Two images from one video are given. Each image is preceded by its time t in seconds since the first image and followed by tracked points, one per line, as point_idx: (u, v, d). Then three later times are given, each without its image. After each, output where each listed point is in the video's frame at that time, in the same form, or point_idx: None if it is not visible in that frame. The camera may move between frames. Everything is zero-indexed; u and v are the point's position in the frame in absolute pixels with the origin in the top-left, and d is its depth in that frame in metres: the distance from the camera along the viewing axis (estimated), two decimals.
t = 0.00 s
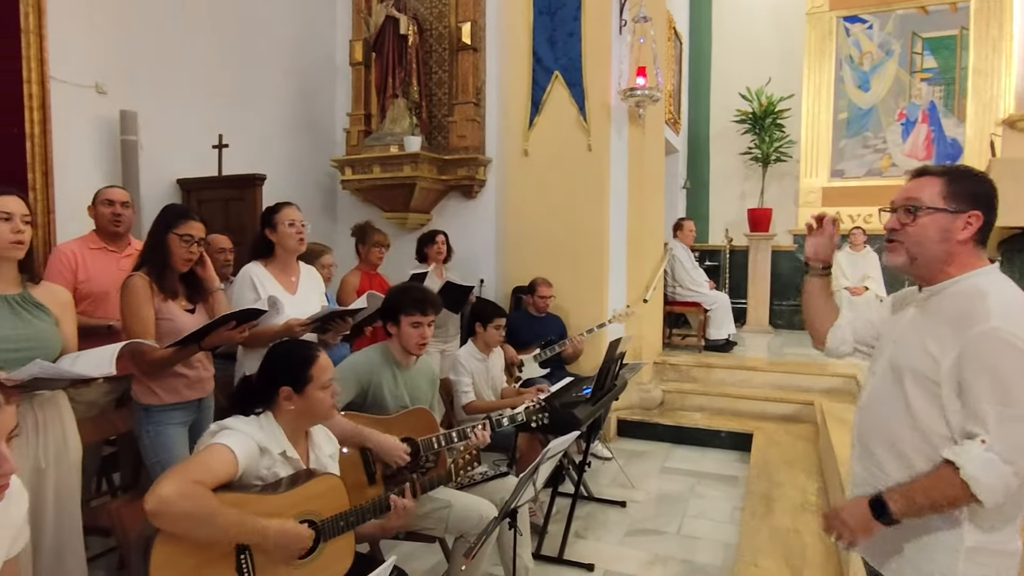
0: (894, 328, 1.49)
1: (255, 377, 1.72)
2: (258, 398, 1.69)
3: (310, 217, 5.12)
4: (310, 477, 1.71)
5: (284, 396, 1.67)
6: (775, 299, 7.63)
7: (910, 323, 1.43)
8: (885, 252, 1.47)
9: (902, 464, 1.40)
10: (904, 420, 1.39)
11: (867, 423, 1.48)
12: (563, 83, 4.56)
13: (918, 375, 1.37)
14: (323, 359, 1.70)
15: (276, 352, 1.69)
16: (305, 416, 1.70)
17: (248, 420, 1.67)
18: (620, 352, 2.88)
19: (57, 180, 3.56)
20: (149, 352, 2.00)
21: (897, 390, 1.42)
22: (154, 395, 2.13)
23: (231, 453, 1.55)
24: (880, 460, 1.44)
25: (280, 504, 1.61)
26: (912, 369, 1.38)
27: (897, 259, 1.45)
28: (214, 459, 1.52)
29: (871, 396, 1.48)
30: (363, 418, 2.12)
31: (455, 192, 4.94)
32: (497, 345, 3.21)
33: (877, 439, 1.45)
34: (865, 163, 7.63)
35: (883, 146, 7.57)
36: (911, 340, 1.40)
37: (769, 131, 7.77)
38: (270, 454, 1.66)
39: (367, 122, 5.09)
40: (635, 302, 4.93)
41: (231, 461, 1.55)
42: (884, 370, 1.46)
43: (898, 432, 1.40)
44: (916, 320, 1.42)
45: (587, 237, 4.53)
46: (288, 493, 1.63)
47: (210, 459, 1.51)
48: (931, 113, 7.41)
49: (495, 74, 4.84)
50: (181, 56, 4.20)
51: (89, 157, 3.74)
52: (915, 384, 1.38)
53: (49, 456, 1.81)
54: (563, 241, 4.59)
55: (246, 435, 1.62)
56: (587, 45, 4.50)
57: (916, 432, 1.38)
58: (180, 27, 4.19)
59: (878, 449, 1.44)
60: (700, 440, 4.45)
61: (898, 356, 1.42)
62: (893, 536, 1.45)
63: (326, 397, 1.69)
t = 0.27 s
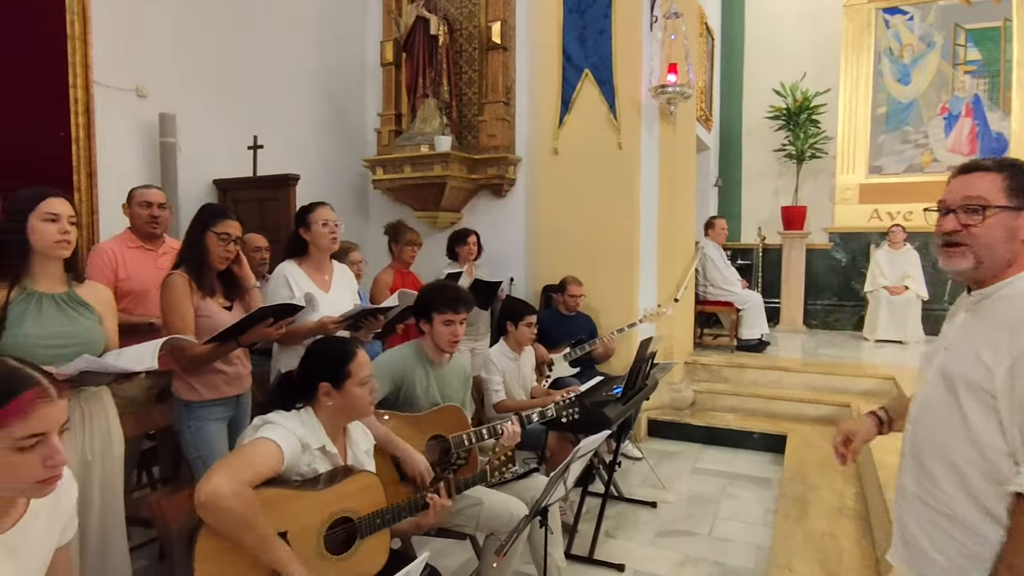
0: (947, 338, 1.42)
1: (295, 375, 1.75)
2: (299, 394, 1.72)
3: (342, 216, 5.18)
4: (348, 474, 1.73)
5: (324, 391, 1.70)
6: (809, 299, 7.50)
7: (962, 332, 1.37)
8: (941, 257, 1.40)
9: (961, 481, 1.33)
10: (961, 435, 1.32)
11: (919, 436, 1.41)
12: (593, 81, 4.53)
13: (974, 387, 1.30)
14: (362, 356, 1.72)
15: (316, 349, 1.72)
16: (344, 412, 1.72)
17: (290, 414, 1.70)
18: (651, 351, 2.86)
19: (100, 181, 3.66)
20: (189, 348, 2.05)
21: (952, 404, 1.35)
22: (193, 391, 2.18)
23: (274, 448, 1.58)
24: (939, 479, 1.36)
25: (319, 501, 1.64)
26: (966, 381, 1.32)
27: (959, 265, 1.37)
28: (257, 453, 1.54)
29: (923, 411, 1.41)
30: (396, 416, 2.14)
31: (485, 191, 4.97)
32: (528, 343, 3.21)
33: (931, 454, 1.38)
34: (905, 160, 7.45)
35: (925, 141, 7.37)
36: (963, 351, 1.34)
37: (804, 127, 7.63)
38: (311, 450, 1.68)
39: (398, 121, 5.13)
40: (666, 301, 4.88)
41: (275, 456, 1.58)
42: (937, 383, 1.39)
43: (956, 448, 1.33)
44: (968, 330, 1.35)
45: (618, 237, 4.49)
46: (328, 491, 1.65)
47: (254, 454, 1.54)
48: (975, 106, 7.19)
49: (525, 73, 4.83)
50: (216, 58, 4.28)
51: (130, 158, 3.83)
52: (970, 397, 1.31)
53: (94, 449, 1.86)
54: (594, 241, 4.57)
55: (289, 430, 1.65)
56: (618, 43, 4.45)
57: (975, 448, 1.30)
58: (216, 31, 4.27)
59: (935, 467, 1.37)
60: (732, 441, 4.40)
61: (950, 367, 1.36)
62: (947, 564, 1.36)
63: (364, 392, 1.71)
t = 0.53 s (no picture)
0: (992, 341, 1.38)
1: (323, 368, 1.78)
2: (327, 387, 1.75)
3: (370, 217, 5.23)
4: (376, 470, 1.75)
5: (347, 384, 1.71)
6: (841, 299, 7.37)
7: (1008, 335, 1.33)
8: (1001, 259, 1.35)
9: (1007, 489, 1.29)
10: (1007, 441, 1.29)
11: (964, 442, 1.37)
12: (620, 80, 4.50)
13: (1020, 391, 1.27)
14: (385, 350, 1.74)
15: (340, 344, 1.74)
16: (368, 406, 1.73)
17: (317, 409, 1.72)
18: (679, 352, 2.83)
19: (136, 182, 3.75)
20: (223, 344, 2.11)
21: (998, 408, 1.31)
22: (229, 389, 2.22)
23: (302, 441, 1.61)
24: (983, 485, 1.32)
25: (350, 496, 1.65)
26: (1013, 385, 1.28)
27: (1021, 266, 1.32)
28: (288, 445, 1.58)
29: (968, 416, 1.37)
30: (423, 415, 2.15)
31: (511, 191, 4.97)
32: (555, 343, 3.21)
33: (975, 457, 1.35)
34: (942, 157, 7.27)
35: (963, 138, 7.18)
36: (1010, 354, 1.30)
37: (836, 124, 7.49)
38: (338, 443, 1.70)
39: (425, 122, 5.16)
40: (694, 302, 4.82)
41: (304, 449, 1.60)
42: (982, 387, 1.36)
43: (1002, 455, 1.29)
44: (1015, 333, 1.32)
45: (645, 237, 4.46)
46: (355, 485, 1.67)
47: (284, 446, 1.57)
48: (1016, 100, 6.96)
49: (552, 72, 4.83)
50: (247, 61, 4.35)
51: (165, 160, 3.92)
52: (1017, 401, 1.27)
53: (132, 445, 1.90)
54: (621, 241, 4.54)
55: (316, 423, 1.67)
56: (645, 41, 4.40)
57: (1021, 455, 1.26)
58: (247, 35, 4.33)
59: (981, 474, 1.33)
60: (762, 443, 4.33)
61: (995, 371, 1.32)
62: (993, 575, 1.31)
63: (387, 387, 1.72)
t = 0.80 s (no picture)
0: None
1: (344, 365, 1.79)
2: (349, 383, 1.77)
3: (393, 218, 5.26)
4: (399, 466, 1.76)
5: (368, 380, 1.72)
6: (870, 300, 7.24)
7: None
8: None
9: None
10: None
11: (999, 444, 1.33)
12: (644, 79, 4.47)
13: None
14: (405, 346, 1.75)
15: (362, 341, 1.76)
16: (387, 402, 1.74)
17: (339, 404, 1.74)
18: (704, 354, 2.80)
19: (166, 184, 3.82)
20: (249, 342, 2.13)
21: None
22: (257, 387, 2.25)
23: (326, 436, 1.62)
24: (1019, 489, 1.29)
25: (375, 490, 1.67)
26: None
27: None
28: (313, 439, 1.59)
29: (1004, 417, 1.33)
30: (447, 414, 2.16)
31: (534, 191, 4.97)
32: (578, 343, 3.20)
33: (1013, 461, 1.31)
34: (977, 154, 7.11)
35: (998, 135, 7.02)
36: None
37: (865, 122, 7.37)
38: (360, 437, 1.71)
39: (449, 123, 5.18)
40: (719, 303, 4.75)
41: (328, 444, 1.61)
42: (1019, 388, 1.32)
43: None
44: None
45: (668, 238, 4.43)
46: (378, 479, 1.68)
47: (308, 440, 1.58)
48: None
49: (575, 72, 4.81)
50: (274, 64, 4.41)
51: (194, 162, 3.99)
52: None
53: (162, 441, 1.93)
54: (644, 242, 4.51)
55: (339, 418, 1.68)
56: (670, 39, 4.37)
57: None
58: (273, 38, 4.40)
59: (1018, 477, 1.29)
60: (787, 446, 4.28)
61: None
62: None
63: (406, 383, 1.73)
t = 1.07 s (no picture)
0: None
1: (365, 364, 1.80)
2: (370, 382, 1.78)
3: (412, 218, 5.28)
4: (419, 466, 1.76)
5: (388, 378, 1.74)
6: (894, 302, 7.14)
7: None
8: None
9: None
10: None
11: None
12: (663, 79, 4.44)
13: None
14: (425, 346, 1.75)
15: (381, 340, 1.77)
16: (408, 401, 1.75)
17: (361, 403, 1.75)
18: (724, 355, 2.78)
19: (190, 185, 3.87)
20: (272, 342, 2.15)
21: None
22: (278, 385, 2.27)
23: (349, 433, 1.63)
24: None
25: (396, 488, 1.68)
26: None
27: None
28: (336, 436, 1.60)
29: None
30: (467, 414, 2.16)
31: (553, 192, 4.96)
32: (597, 343, 3.19)
33: None
34: (1004, 153, 6.99)
35: None
36: None
37: (889, 121, 7.28)
38: (382, 436, 1.72)
39: (468, 124, 5.20)
40: (738, 305, 4.71)
41: (352, 442, 1.62)
42: None
43: None
44: None
45: (688, 240, 4.40)
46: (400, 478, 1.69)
47: (332, 437, 1.59)
48: None
49: (594, 72, 4.80)
50: (296, 67, 4.48)
51: (217, 164, 4.06)
52: None
53: (185, 436, 1.96)
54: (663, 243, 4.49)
55: (361, 416, 1.69)
56: (690, 39, 4.34)
57: None
58: (296, 42, 4.47)
59: None
60: (809, 449, 4.23)
61: None
62: None
63: (427, 381, 1.74)
